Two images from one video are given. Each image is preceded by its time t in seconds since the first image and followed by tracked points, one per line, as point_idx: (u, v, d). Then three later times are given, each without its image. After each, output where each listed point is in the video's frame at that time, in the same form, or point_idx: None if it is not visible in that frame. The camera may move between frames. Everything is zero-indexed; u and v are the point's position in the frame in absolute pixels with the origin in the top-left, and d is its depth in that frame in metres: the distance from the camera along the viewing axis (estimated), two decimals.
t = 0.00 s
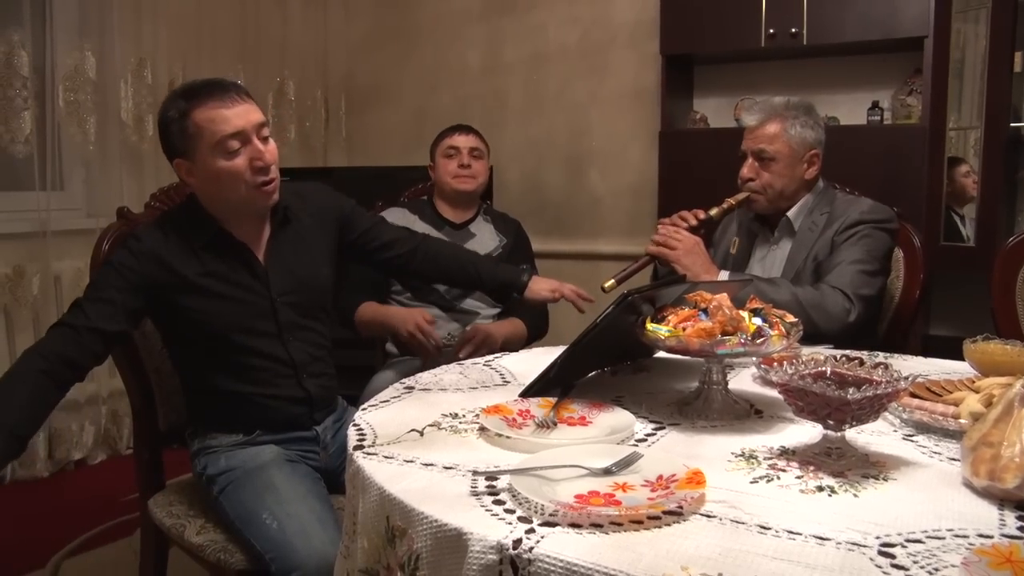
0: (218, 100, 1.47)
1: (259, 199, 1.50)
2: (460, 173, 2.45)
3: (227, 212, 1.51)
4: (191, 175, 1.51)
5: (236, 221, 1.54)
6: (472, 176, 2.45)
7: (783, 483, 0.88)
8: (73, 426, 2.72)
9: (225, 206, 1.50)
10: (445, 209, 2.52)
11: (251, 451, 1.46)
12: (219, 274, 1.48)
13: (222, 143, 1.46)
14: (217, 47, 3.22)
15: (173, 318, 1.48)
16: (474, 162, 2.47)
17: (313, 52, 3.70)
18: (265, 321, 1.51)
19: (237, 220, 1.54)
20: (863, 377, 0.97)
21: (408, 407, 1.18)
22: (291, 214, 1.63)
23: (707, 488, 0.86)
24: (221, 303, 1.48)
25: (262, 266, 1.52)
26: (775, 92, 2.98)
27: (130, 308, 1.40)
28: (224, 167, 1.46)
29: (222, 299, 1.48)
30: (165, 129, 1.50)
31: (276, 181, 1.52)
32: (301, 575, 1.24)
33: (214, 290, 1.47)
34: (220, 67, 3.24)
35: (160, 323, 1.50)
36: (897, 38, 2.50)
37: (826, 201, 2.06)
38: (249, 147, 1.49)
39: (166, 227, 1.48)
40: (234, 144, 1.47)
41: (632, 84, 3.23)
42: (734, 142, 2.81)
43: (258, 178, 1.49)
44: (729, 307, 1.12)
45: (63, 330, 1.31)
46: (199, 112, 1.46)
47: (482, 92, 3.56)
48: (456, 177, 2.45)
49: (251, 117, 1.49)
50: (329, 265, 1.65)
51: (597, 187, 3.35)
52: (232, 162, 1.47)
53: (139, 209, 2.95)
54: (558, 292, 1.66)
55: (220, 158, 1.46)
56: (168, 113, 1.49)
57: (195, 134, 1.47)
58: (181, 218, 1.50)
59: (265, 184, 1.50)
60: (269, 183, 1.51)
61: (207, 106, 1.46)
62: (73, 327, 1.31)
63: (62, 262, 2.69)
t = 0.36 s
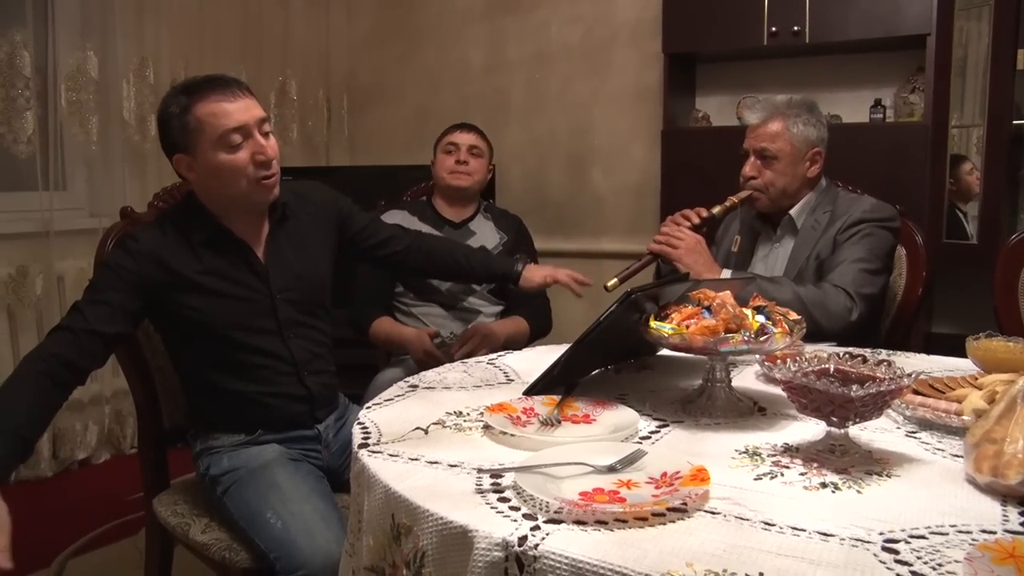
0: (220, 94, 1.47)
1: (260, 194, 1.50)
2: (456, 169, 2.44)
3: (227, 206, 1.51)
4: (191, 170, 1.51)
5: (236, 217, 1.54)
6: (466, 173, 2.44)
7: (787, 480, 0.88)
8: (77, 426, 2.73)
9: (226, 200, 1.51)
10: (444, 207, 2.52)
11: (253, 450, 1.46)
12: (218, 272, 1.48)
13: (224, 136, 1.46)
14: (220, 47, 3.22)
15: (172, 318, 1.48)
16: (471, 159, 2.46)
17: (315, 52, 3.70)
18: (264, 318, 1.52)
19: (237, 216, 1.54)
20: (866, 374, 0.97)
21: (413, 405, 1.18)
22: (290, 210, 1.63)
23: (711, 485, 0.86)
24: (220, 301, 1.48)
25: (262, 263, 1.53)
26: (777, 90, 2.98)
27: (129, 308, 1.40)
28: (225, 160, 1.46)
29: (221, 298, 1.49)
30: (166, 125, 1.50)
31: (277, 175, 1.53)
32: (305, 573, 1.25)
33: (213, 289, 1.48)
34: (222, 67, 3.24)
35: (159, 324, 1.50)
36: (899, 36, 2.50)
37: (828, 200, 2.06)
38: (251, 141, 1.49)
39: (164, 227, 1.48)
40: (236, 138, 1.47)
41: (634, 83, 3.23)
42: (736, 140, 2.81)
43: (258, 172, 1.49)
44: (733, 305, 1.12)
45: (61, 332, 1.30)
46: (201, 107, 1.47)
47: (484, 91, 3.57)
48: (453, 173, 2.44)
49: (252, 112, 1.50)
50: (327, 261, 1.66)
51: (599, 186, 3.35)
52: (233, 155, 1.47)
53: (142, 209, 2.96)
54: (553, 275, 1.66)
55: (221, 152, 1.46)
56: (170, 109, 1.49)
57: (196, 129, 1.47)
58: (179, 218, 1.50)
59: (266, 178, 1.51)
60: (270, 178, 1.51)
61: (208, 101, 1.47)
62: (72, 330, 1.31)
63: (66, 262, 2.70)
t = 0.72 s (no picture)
0: (237, 91, 1.49)
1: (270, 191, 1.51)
2: (457, 165, 2.44)
3: (236, 199, 1.52)
4: (201, 161, 1.51)
5: (243, 212, 1.55)
6: (468, 168, 2.44)
7: (785, 483, 0.88)
8: (76, 424, 2.73)
9: (235, 194, 1.51)
10: (446, 205, 2.52)
11: (252, 449, 1.46)
12: (225, 261, 1.49)
13: (239, 132, 1.47)
14: (220, 45, 3.22)
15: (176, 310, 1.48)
16: (473, 155, 2.46)
17: (316, 51, 3.70)
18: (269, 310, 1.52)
19: (244, 211, 1.55)
20: (865, 377, 0.97)
21: (412, 405, 1.18)
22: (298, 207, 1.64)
23: (710, 487, 0.86)
24: (225, 290, 1.49)
25: (268, 255, 1.53)
26: (777, 91, 2.97)
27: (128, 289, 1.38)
28: (239, 155, 1.47)
29: (226, 286, 1.49)
30: (180, 115, 1.50)
31: (287, 174, 1.54)
32: (305, 572, 1.25)
33: (218, 277, 1.48)
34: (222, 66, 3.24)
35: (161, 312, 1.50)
36: (899, 37, 2.50)
37: (827, 202, 2.06)
38: (264, 138, 1.50)
39: (172, 215, 1.48)
40: (250, 134, 1.49)
41: (635, 82, 3.23)
42: (736, 141, 2.81)
43: (269, 169, 1.51)
44: (732, 306, 1.12)
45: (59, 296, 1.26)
46: (217, 101, 1.48)
47: (484, 90, 3.56)
48: (454, 169, 2.44)
49: (268, 110, 1.52)
50: (329, 259, 1.66)
51: (599, 185, 3.35)
52: (246, 151, 1.48)
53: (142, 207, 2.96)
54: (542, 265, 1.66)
55: (235, 146, 1.47)
56: (185, 99, 1.50)
57: (211, 122, 1.48)
58: (185, 209, 1.50)
59: (276, 176, 1.52)
60: (280, 176, 1.53)
61: (225, 95, 1.48)
62: (69, 297, 1.27)
63: (65, 260, 2.70)
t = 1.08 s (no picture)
0: (265, 87, 1.51)
1: (279, 188, 1.52)
2: (468, 171, 2.44)
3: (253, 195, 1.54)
4: (226, 151, 1.55)
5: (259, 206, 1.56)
6: (479, 176, 2.44)
7: (788, 480, 0.88)
8: (78, 422, 2.74)
9: (250, 187, 1.53)
10: (451, 207, 2.52)
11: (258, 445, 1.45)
12: (245, 260, 1.49)
13: (256, 127, 1.49)
14: (221, 44, 3.22)
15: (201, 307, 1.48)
16: (484, 163, 2.46)
17: (316, 49, 3.70)
18: (288, 310, 1.52)
19: (261, 206, 1.56)
20: (867, 373, 0.97)
21: (414, 404, 1.18)
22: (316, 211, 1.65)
23: (713, 485, 0.86)
24: (243, 290, 1.48)
25: (286, 253, 1.54)
26: (779, 87, 2.97)
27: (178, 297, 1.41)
28: (253, 149, 1.50)
29: (245, 285, 1.49)
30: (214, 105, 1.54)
31: (300, 174, 1.54)
32: (312, 569, 1.25)
33: (237, 276, 1.48)
34: (222, 64, 3.24)
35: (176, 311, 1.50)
36: (901, 33, 2.49)
37: (826, 197, 2.06)
38: (280, 136, 1.51)
39: (199, 216, 1.49)
40: (268, 130, 1.50)
41: (635, 79, 3.22)
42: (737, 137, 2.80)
43: (280, 167, 1.51)
44: (733, 304, 1.12)
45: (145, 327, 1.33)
46: (244, 94, 1.51)
47: (485, 88, 3.56)
48: (464, 174, 2.44)
49: (290, 110, 1.53)
50: (344, 258, 1.66)
51: (600, 182, 3.34)
52: (261, 146, 1.50)
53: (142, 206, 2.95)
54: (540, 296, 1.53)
55: (250, 140, 1.50)
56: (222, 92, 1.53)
57: (235, 114, 1.51)
58: (212, 208, 1.51)
59: (288, 175, 1.52)
60: (291, 175, 1.53)
61: (251, 90, 1.51)
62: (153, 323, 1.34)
63: (66, 259, 2.70)
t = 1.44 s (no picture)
0: (243, 59, 1.60)
1: (247, 149, 1.55)
2: (471, 162, 2.44)
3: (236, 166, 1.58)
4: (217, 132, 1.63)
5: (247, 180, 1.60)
6: (481, 167, 2.44)
7: (786, 475, 0.88)
8: (81, 417, 2.74)
9: (229, 156, 1.59)
10: (452, 198, 2.52)
11: (258, 441, 1.46)
12: (240, 236, 1.52)
13: (229, 93, 1.57)
14: (221, 39, 3.22)
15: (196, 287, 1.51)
16: (487, 155, 2.46)
17: (317, 44, 3.69)
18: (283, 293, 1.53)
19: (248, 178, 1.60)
20: (864, 368, 0.97)
21: (413, 399, 1.19)
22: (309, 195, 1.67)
23: (711, 480, 0.87)
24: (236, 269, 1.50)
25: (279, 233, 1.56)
26: (780, 82, 2.96)
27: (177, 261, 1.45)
28: (225, 114, 1.56)
29: (242, 263, 1.51)
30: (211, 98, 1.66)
31: (271, 136, 1.56)
32: (313, 561, 1.26)
33: (230, 252, 1.50)
34: (222, 59, 3.23)
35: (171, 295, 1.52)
36: (902, 28, 2.48)
37: (826, 192, 2.06)
38: (251, 99, 1.57)
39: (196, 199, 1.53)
40: (240, 95, 1.57)
41: (636, 74, 3.22)
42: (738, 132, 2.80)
43: (247, 127, 1.55)
44: (733, 299, 1.12)
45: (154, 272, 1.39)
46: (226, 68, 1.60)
47: (486, 83, 3.56)
48: (467, 165, 2.44)
49: (263, 77, 1.59)
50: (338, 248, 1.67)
51: (600, 177, 3.34)
52: (232, 110, 1.56)
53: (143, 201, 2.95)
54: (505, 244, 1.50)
55: (225, 106, 1.57)
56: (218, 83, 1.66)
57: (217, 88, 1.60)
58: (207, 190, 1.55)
59: (256, 135, 1.55)
60: (260, 135, 1.55)
61: (232, 64, 1.60)
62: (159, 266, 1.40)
63: (67, 254, 2.70)
